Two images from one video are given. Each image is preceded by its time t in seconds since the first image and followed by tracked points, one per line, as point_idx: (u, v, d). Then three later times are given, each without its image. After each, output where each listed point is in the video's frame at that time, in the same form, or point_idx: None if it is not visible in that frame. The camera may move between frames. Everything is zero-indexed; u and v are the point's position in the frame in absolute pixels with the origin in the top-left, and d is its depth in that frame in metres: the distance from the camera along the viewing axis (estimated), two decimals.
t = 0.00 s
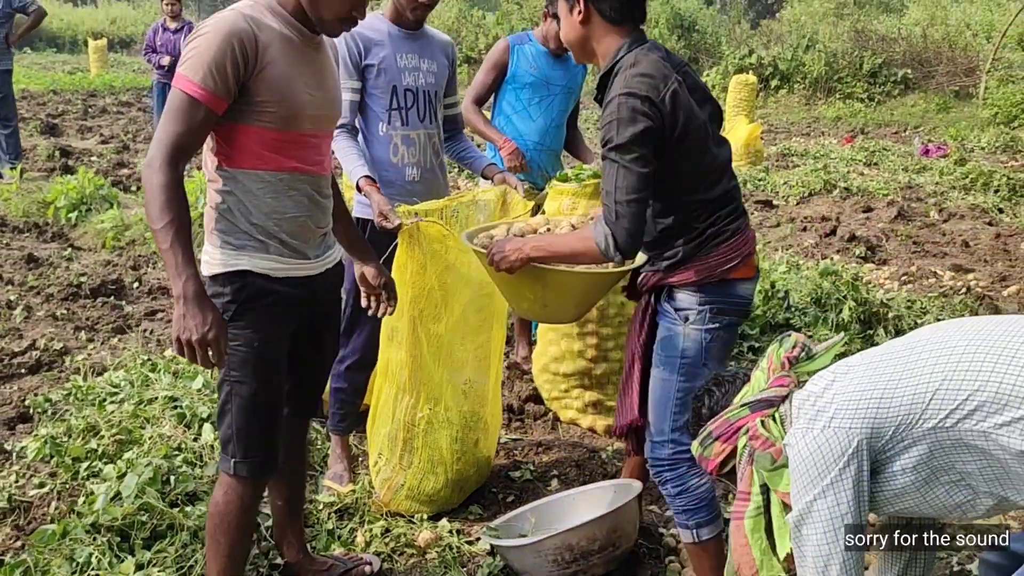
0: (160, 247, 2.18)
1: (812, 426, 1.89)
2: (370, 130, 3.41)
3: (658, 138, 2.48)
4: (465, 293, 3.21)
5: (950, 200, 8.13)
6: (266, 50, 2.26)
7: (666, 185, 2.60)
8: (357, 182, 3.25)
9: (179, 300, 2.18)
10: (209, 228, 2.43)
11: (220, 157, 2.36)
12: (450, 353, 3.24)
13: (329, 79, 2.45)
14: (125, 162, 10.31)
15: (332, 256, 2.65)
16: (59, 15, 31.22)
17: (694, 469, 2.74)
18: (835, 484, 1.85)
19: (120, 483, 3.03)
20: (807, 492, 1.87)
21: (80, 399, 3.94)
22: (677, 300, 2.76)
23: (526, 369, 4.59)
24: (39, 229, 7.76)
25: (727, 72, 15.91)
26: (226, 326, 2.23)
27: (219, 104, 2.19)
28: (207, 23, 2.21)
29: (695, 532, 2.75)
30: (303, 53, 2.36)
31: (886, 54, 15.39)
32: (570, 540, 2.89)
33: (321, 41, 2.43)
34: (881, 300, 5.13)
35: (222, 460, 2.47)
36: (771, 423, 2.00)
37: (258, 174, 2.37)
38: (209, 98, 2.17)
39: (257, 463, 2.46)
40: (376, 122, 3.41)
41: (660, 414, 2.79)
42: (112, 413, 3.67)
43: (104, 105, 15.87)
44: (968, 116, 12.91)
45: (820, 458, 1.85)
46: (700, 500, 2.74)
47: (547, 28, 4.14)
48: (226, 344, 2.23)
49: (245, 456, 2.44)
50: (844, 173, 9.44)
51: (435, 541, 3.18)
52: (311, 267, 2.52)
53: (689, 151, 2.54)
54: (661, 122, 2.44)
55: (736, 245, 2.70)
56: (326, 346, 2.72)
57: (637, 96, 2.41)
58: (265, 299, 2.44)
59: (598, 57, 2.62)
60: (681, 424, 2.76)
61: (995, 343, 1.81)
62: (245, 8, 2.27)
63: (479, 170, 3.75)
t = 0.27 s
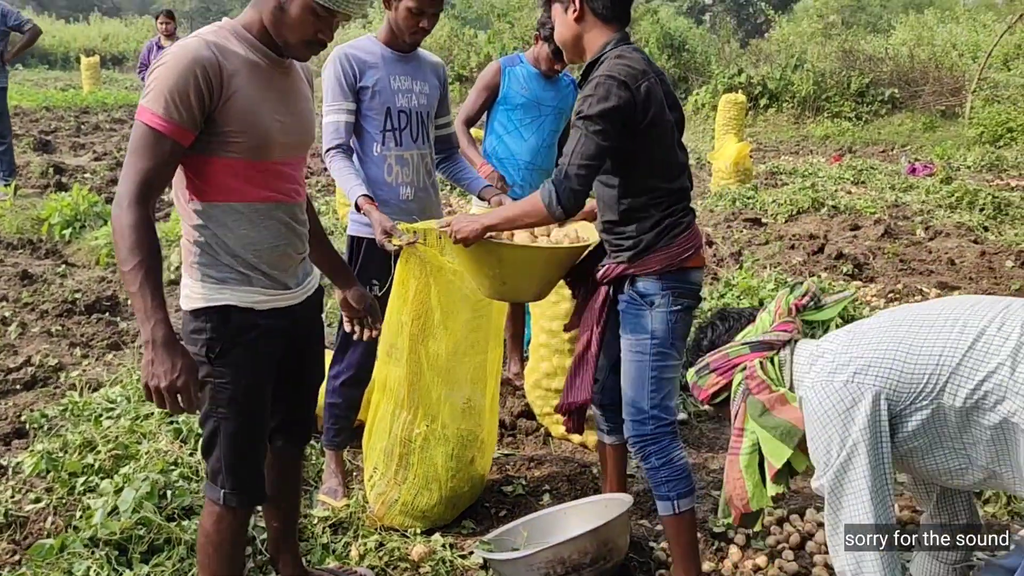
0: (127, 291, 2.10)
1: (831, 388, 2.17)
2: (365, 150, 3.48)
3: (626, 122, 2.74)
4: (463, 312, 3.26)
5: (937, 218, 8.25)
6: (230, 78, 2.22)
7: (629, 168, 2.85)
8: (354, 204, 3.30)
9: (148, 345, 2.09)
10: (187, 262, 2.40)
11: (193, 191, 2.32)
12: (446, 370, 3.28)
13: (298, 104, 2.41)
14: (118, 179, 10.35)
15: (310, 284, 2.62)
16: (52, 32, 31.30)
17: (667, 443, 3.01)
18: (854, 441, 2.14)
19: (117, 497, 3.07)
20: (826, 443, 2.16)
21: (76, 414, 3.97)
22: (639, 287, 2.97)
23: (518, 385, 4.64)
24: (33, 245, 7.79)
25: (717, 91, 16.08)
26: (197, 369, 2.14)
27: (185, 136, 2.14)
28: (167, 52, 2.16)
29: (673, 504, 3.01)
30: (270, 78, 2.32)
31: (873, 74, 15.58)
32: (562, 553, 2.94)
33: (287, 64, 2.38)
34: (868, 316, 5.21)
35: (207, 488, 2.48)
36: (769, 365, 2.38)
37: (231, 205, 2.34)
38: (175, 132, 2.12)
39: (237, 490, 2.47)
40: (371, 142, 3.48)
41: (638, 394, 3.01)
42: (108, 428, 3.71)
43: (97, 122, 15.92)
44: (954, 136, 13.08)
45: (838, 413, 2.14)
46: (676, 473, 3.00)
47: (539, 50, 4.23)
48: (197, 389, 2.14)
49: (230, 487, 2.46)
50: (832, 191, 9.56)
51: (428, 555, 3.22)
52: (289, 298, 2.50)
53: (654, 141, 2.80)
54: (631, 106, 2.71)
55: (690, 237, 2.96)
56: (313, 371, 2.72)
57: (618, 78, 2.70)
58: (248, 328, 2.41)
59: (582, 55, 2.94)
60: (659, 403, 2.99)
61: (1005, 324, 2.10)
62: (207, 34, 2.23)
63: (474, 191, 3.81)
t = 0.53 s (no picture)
0: (100, 333, 2.11)
1: (863, 273, 1.94)
2: (358, 168, 3.51)
3: (604, 123, 2.93)
4: (458, 331, 3.26)
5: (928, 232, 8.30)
6: (208, 106, 2.23)
7: (608, 166, 3.03)
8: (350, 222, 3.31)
9: (109, 392, 2.09)
10: (168, 288, 2.41)
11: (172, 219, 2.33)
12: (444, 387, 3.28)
13: (278, 126, 2.43)
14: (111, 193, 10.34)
15: (292, 309, 2.62)
16: (45, 45, 31.30)
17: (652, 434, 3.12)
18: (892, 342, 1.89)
19: (111, 515, 3.06)
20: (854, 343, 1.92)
21: (68, 431, 3.96)
22: (622, 284, 3.12)
23: (511, 400, 4.65)
24: (25, 260, 7.76)
25: (709, 106, 16.17)
26: (155, 421, 2.12)
27: (166, 169, 2.15)
28: (142, 83, 2.16)
29: (661, 496, 3.11)
30: (247, 103, 2.33)
31: (864, 89, 15.69)
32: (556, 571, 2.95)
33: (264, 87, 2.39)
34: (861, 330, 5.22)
35: (181, 512, 2.42)
36: (793, 220, 2.23)
37: (214, 233, 2.35)
38: (154, 165, 2.13)
39: (209, 512, 2.40)
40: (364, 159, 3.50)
41: (623, 388, 3.13)
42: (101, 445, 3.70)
43: (91, 136, 15.91)
44: (945, 151, 13.17)
45: (872, 304, 1.91)
46: (663, 466, 3.12)
47: (531, 68, 4.26)
48: (155, 440, 2.12)
49: (202, 510, 2.40)
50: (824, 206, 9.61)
51: (421, 571, 3.21)
52: (272, 324, 2.51)
53: (631, 141, 2.98)
54: (608, 107, 2.90)
55: (668, 235, 3.13)
56: (302, 396, 2.73)
57: (600, 80, 2.89)
58: (232, 353, 2.42)
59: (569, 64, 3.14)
60: (644, 396, 3.12)
61: None
62: (182, 62, 2.23)
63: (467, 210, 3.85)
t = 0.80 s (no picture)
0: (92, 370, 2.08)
1: (965, 153, 1.66)
2: (352, 184, 3.50)
3: (592, 137, 2.93)
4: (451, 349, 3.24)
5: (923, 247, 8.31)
6: (189, 130, 2.19)
7: (599, 179, 3.03)
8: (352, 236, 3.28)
9: (106, 430, 2.06)
10: (149, 314, 2.39)
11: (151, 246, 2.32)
12: (439, 404, 3.26)
13: (258, 145, 2.41)
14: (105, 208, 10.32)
15: (275, 332, 2.64)
16: (39, 59, 31.28)
17: (649, 446, 3.13)
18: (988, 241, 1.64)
19: (103, 534, 3.03)
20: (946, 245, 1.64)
21: (60, 448, 3.93)
22: (620, 297, 3.12)
23: (507, 416, 4.63)
24: (18, 274, 7.73)
25: (703, 120, 16.21)
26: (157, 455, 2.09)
27: (146, 196, 2.10)
28: (119, 108, 2.10)
29: (652, 507, 3.13)
30: (227, 124, 2.30)
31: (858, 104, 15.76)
32: None
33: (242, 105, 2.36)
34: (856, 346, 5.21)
35: (161, 537, 2.42)
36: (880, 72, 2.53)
37: (198, 259, 2.33)
38: (138, 194, 2.08)
39: (193, 536, 2.41)
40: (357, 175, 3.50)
41: (624, 401, 3.13)
42: (93, 462, 3.67)
43: (85, 150, 15.89)
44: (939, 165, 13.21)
45: (971, 192, 1.63)
46: (658, 478, 3.13)
47: (523, 84, 4.26)
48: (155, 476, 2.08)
49: (185, 535, 2.41)
50: (819, 220, 9.62)
51: None
52: (257, 348, 2.52)
53: (622, 153, 2.98)
54: (595, 121, 2.90)
55: (662, 248, 3.13)
56: (289, 419, 2.74)
57: (590, 94, 2.90)
58: (218, 383, 2.42)
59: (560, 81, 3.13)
60: (644, 408, 3.12)
61: None
62: (158, 85, 2.18)
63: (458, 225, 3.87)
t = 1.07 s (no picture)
0: (95, 396, 2.03)
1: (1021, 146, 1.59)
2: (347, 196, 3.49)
3: (587, 150, 2.92)
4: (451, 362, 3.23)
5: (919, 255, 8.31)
6: (174, 147, 2.15)
7: (594, 193, 3.02)
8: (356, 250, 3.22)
9: (117, 456, 2.04)
10: (137, 333, 2.37)
11: (139, 264, 2.29)
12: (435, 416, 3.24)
13: (241, 159, 2.38)
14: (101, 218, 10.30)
15: (262, 348, 2.63)
16: (36, 69, 31.28)
17: (650, 456, 3.11)
18: (1011, 240, 1.61)
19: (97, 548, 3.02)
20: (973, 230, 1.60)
21: (54, 461, 3.90)
22: (617, 310, 3.11)
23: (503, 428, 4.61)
24: (13, 285, 7.70)
25: (699, 129, 16.22)
26: (166, 476, 2.10)
27: (134, 217, 2.05)
28: (103, 127, 2.04)
29: (652, 518, 3.12)
30: (210, 139, 2.27)
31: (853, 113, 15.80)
32: None
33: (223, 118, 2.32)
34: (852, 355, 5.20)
35: (153, 556, 2.42)
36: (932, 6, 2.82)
37: (187, 277, 2.32)
38: (127, 216, 2.03)
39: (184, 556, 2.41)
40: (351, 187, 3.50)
41: (624, 412, 3.12)
42: (87, 476, 3.65)
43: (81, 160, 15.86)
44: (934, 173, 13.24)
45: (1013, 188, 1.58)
46: (658, 490, 3.12)
47: (516, 96, 4.26)
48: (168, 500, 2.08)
49: (178, 555, 2.40)
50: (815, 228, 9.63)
51: None
52: (248, 366, 2.51)
53: (618, 167, 2.97)
54: (590, 133, 2.89)
55: (658, 260, 3.13)
56: (279, 435, 2.73)
57: (585, 105, 2.88)
58: (212, 402, 2.43)
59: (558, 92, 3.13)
60: (644, 420, 3.11)
61: None
62: (141, 102, 2.14)
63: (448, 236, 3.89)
